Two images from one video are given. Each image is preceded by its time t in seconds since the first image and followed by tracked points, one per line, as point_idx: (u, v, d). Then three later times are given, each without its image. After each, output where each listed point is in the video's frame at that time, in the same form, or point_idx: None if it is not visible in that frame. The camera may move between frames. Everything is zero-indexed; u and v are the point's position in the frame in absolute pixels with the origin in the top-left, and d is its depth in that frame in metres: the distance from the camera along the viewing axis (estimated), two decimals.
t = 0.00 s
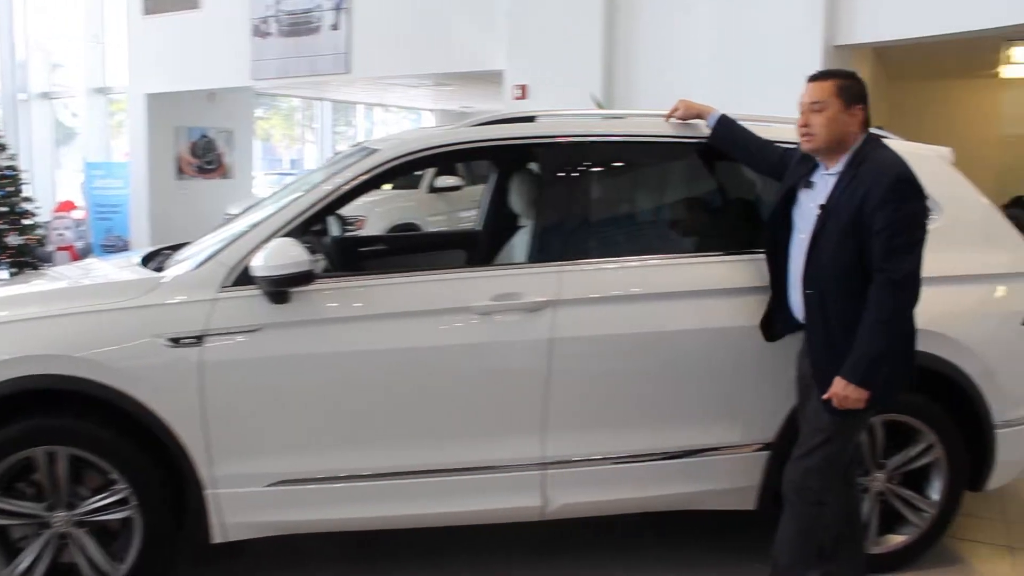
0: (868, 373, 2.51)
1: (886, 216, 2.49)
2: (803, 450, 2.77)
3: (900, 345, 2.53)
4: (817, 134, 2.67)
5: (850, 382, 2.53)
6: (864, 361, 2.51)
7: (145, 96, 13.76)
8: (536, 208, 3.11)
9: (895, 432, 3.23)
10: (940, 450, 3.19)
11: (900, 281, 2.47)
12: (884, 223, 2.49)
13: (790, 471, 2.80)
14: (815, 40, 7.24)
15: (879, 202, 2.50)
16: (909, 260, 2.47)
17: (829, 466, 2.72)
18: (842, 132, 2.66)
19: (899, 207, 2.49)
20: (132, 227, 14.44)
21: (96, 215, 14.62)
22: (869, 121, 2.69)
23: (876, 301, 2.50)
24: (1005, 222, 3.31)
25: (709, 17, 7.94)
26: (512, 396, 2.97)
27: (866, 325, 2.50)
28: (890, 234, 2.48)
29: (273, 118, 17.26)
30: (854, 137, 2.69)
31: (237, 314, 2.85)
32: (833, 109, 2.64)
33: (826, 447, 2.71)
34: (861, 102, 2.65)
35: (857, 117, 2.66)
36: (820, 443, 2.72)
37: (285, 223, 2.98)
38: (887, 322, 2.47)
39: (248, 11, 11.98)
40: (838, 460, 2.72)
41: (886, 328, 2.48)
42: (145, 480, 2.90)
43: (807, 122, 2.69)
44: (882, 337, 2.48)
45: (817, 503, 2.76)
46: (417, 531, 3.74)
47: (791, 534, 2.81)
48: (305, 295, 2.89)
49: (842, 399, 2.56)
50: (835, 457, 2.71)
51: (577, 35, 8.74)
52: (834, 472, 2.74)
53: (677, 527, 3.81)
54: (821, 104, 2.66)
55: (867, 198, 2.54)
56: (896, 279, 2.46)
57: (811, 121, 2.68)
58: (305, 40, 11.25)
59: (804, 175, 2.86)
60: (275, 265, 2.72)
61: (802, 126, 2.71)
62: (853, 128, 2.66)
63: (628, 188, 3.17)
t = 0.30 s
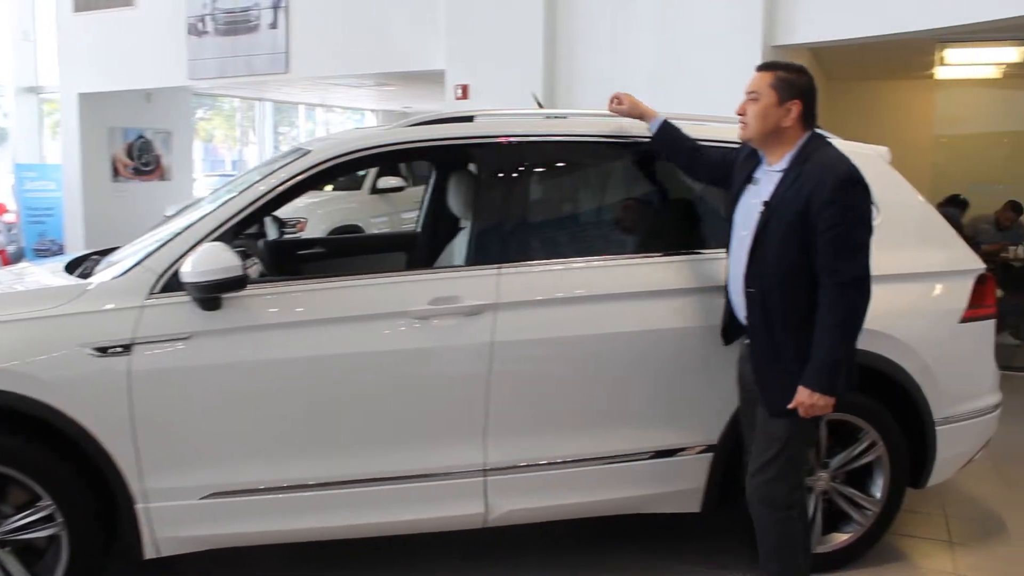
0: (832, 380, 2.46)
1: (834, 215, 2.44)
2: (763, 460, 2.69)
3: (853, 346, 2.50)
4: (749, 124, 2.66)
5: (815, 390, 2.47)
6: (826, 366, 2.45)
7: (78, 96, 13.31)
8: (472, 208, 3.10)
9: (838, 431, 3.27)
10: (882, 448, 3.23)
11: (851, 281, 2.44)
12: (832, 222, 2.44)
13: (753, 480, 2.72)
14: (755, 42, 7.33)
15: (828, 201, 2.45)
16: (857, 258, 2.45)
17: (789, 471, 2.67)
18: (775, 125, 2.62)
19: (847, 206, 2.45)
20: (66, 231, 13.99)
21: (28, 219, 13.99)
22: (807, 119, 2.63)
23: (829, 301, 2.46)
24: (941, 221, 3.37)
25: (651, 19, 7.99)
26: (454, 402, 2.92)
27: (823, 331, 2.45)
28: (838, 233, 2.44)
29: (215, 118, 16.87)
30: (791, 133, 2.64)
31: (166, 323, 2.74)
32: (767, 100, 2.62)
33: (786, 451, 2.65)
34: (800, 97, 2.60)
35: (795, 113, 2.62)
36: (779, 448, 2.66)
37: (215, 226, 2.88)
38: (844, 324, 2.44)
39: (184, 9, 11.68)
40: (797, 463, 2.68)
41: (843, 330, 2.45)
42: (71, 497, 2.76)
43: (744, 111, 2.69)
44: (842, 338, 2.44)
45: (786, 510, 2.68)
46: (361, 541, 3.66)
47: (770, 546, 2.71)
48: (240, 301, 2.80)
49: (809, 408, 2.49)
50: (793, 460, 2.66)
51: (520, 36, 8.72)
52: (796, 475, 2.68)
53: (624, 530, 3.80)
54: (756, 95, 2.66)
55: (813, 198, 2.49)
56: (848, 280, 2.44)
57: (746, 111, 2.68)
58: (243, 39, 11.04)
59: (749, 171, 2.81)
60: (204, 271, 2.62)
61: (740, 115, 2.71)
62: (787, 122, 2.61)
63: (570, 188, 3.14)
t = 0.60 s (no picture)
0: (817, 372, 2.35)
1: (828, 211, 2.36)
2: (751, 475, 2.55)
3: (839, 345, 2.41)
4: (754, 122, 2.51)
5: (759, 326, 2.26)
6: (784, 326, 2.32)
7: (59, 94, 13.14)
8: (456, 206, 3.05)
9: (828, 433, 3.23)
10: (873, 448, 3.20)
11: (844, 278, 2.35)
12: (826, 218, 2.36)
13: (746, 499, 2.56)
14: (742, 41, 7.32)
15: (822, 194, 2.37)
16: (848, 253, 2.37)
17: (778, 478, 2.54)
18: (775, 121, 2.53)
19: (841, 203, 2.37)
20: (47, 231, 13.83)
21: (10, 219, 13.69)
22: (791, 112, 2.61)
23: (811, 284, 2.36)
24: (931, 219, 3.35)
25: (637, 17, 7.97)
26: (439, 404, 2.86)
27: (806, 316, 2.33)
28: (833, 230, 2.36)
29: (200, 117, 16.74)
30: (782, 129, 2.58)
31: (142, 324, 2.68)
32: (768, 94, 2.51)
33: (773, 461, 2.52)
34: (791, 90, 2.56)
35: (786, 106, 2.57)
36: (767, 457, 2.52)
37: (193, 225, 2.81)
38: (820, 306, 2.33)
39: (165, 6, 11.56)
40: (785, 472, 2.55)
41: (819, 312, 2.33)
42: (45, 502, 2.69)
43: (740, 109, 2.52)
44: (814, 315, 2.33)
45: (778, 523, 2.55)
46: (345, 547, 3.60)
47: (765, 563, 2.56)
48: (218, 301, 2.73)
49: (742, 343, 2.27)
50: (782, 469, 2.54)
51: (505, 33, 8.68)
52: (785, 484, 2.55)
53: (611, 533, 3.76)
54: (752, 90, 2.52)
55: (806, 192, 2.40)
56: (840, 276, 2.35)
57: (745, 109, 2.52)
58: (226, 36, 10.95)
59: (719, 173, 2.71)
60: (180, 271, 2.56)
61: (733, 113, 2.53)
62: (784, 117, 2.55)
63: (555, 187, 3.09)
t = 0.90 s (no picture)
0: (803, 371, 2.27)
1: (805, 202, 2.29)
2: (741, 480, 2.53)
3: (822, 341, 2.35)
4: (739, 123, 2.44)
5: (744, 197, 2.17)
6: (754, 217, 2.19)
7: (58, 93, 13.09)
8: (453, 205, 3.00)
9: (830, 434, 3.19)
10: (876, 450, 3.16)
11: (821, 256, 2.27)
12: (802, 209, 2.29)
13: (734, 505, 2.55)
14: (743, 39, 7.29)
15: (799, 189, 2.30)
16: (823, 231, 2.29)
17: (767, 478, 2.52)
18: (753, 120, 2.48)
19: (818, 195, 2.31)
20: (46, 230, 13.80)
21: (8, 217, 13.89)
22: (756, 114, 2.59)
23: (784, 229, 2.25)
24: (934, 218, 3.31)
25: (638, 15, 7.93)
26: (436, 405, 2.83)
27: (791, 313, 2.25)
28: (811, 219, 2.28)
29: (202, 116, 16.71)
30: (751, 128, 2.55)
31: (135, 323, 2.64)
32: (747, 94, 2.45)
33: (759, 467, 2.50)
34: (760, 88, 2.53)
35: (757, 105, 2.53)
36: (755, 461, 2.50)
37: (187, 224, 2.78)
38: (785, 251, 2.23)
39: (165, 4, 11.52)
40: (771, 477, 2.53)
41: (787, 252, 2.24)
42: (35, 504, 2.65)
43: (723, 111, 2.43)
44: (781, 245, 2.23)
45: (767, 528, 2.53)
46: (342, 550, 3.56)
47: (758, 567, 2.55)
48: (211, 301, 2.70)
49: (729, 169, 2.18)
50: (767, 473, 2.51)
51: (506, 31, 8.64)
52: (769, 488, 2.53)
53: (610, 536, 3.73)
54: (732, 91, 2.44)
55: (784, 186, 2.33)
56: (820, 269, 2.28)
57: (729, 110, 2.43)
58: (226, 35, 10.92)
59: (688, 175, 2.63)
60: (175, 270, 2.53)
61: (716, 115, 2.44)
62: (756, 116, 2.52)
63: (555, 185, 3.05)
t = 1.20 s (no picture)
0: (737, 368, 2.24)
1: (739, 206, 2.30)
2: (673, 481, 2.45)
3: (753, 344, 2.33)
4: (677, 125, 2.39)
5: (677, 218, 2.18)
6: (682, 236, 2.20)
7: (61, 92, 13.09)
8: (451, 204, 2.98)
9: (832, 435, 3.17)
10: (878, 451, 3.14)
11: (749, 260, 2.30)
12: (737, 213, 2.30)
13: (667, 507, 2.48)
14: (746, 38, 7.28)
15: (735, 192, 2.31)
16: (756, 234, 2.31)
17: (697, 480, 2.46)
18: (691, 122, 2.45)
19: (753, 198, 2.32)
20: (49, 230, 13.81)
21: (11, 216, 13.89)
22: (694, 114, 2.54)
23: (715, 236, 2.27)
24: (935, 218, 3.28)
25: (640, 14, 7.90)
26: (433, 406, 2.81)
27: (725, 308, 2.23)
28: (744, 223, 2.29)
29: (206, 116, 16.73)
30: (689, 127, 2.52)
31: (131, 323, 2.63)
32: (683, 96, 2.41)
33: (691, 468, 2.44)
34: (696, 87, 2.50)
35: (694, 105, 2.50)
36: (689, 461, 2.44)
37: (182, 224, 2.76)
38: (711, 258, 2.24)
39: (168, 4, 11.52)
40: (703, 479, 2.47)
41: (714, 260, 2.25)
42: (29, 504, 2.63)
43: (661, 114, 2.38)
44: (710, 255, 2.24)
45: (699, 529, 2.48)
46: (339, 551, 3.54)
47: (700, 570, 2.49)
48: (205, 301, 2.68)
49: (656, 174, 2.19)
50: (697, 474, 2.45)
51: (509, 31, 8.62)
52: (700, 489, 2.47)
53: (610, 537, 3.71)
54: (670, 93, 2.39)
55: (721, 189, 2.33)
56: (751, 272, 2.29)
57: (667, 113, 2.39)
58: (228, 34, 10.91)
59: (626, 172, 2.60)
60: (170, 269, 2.52)
61: (654, 118, 2.39)
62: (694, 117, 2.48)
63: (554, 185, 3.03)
